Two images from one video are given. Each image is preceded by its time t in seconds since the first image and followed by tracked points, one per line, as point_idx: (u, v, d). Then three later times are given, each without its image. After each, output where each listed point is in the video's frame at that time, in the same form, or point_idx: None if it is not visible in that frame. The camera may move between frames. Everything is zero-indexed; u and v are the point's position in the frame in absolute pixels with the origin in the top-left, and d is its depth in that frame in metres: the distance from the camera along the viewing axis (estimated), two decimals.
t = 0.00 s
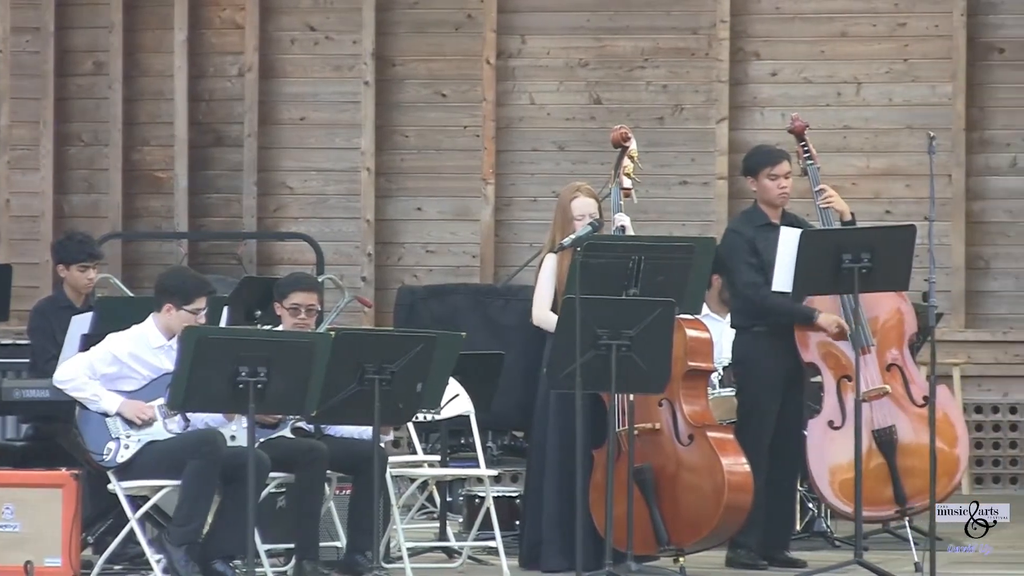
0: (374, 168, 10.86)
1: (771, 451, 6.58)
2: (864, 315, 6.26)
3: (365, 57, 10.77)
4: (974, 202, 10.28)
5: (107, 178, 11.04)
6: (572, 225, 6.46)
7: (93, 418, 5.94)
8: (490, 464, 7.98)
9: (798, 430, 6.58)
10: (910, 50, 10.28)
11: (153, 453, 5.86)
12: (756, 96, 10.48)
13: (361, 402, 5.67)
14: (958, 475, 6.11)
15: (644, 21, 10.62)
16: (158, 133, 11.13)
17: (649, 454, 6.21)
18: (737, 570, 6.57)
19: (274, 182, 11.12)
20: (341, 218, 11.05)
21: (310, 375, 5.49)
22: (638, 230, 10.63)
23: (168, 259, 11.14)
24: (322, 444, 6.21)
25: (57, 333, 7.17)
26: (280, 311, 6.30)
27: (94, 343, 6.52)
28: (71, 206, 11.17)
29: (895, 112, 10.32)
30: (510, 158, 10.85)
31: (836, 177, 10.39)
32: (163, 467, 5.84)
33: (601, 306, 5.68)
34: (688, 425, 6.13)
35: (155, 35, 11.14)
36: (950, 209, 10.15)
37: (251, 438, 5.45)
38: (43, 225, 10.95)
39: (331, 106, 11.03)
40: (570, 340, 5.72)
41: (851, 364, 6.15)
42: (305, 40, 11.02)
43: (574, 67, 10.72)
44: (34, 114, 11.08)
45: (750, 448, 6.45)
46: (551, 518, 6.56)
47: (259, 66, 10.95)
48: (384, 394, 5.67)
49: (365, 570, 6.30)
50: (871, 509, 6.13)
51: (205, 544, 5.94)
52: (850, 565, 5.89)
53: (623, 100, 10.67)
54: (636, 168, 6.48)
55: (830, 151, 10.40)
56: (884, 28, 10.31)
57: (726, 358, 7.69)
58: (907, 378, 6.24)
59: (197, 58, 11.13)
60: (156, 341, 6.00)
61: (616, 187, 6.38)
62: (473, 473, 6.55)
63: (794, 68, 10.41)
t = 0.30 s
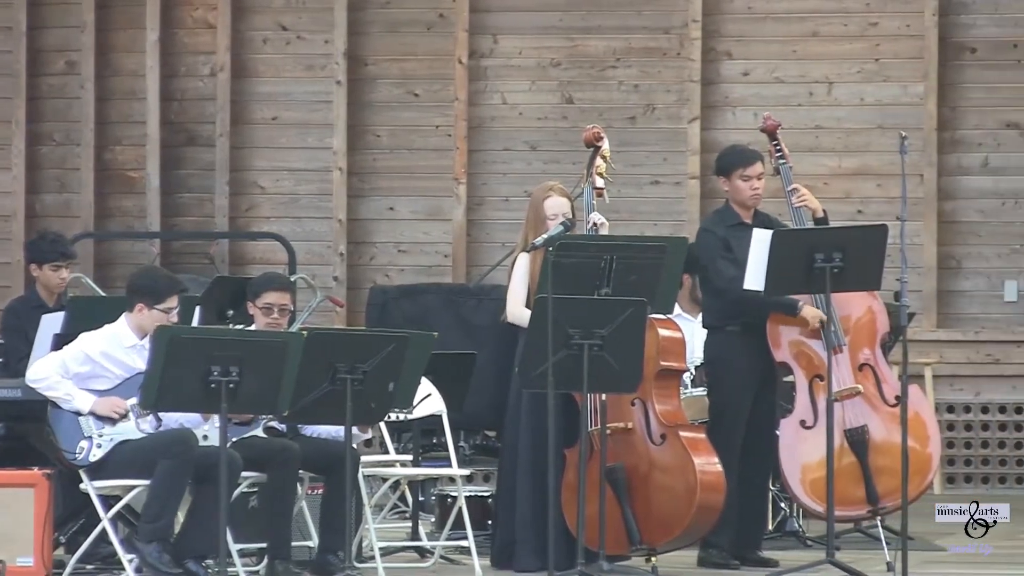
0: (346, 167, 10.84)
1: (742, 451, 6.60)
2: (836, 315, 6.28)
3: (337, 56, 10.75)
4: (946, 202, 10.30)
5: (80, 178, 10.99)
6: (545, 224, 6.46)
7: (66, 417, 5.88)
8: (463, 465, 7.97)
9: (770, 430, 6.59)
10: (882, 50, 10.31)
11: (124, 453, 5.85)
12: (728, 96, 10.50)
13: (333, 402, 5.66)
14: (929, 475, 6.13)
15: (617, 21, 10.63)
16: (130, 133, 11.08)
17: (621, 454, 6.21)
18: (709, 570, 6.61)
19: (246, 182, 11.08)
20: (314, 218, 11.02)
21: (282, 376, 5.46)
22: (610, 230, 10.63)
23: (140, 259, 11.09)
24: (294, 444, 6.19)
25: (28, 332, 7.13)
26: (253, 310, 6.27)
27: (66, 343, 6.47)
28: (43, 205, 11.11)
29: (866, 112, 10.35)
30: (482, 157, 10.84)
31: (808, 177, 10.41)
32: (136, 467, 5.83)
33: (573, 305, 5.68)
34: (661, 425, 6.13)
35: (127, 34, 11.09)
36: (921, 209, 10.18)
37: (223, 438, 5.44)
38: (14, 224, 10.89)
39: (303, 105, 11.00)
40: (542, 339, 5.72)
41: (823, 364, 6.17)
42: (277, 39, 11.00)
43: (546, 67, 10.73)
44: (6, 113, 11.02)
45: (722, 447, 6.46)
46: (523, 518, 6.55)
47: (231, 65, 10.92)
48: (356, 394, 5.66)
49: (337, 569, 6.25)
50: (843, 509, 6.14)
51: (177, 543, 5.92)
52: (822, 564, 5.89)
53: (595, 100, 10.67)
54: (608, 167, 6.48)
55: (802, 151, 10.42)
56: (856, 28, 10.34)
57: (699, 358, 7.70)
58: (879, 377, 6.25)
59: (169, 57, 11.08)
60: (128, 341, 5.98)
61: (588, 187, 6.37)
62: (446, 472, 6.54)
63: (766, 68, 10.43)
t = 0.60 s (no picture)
0: (317, 167, 10.81)
1: (714, 451, 6.61)
2: (807, 315, 6.31)
3: (307, 56, 10.72)
4: (916, 202, 10.33)
5: (50, 177, 10.92)
6: (516, 224, 6.45)
7: (37, 416, 5.82)
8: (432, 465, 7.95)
9: (740, 429, 6.61)
10: (853, 50, 10.34)
11: (94, 453, 5.80)
12: (698, 96, 10.52)
13: (304, 402, 5.64)
14: (899, 474, 6.14)
15: (587, 20, 10.63)
16: (101, 132, 11.03)
17: (592, 453, 6.21)
18: (679, 570, 6.61)
19: (217, 182, 11.04)
20: (284, 218, 10.98)
21: (254, 376, 5.45)
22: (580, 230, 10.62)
23: (110, 259, 11.04)
24: (265, 443, 6.16)
25: None
26: (224, 310, 6.25)
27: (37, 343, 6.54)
28: (14, 205, 11.04)
29: (837, 112, 10.38)
30: (453, 157, 10.83)
31: (778, 176, 10.42)
32: (106, 467, 5.78)
33: (543, 305, 5.68)
34: (632, 424, 6.13)
35: (99, 34, 11.04)
36: (892, 208, 10.21)
37: (194, 437, 5.42)
38: None
39: (274, 105, 10.97)
40: (512, 338, 5.72)
41: (793, 364, 6.18)
42: (247, 39, 10.97)
43: (516, 67, 10.73)
44: None
45: (693, 446, 6.48)
46: (492, 518, 6.55)
47: (202, 65, 10.88)
48: (326, 393, 5.65)
49: (306, 569, 6.28)
50: (813, 508, 6.15)
51: (146, 543, 5.90)
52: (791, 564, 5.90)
53: (565, 100, 10.68)
54: (579, 167, 6.48)
55: (772, 151, 10.44)
56: (826, 28, 10.37)
57: (669, 358, 7.71)
58: (849, 377, 6.27)
59: (140, 57, 11.04)
60: (100, 341, 5.94)
61: (559, 187, 6.38)
62: (416, 472, 6.51)
63: (736, 68, 10.45)
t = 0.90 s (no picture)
0: (278, 167, 10.77)
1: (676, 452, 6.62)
2: (769, 315, 6.33)
3: (268, 56, 10.68)
4: (877, 201, 10.36)
5: (11, 177, 10.83)
6: (477, 223, 6.44)
7: None
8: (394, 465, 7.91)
9: (701, 429, 6.62)
10: (813, 50, 10.37)
11: (57, 452, 5.75)
12: (659, 96, 10.54)
13: (265, 402, 5.62)
14: (861, 473, 6.17)
15: (549, 20, 10.64)
16: (63, 133, 10.95)
17: (552, 453, 6.21)
18: (641, 569, 6.62)
19: (178, 182, 10.98)
20: (245, 218, 10.93)
21: (216, 376, 5.42)
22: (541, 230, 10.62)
23: (71, 259, 10.96)
24: (226, 443, 6.12)
25: None
26: (185, 310, 6.21)
27: None
28: None
29: (798, 112, 10.41)
30: (415, 157, 10.81)
31: (740, 176, 10.44)
32: (67, 466, 5.74)
33: (504, 305, 5.67)
34: (593, 424, 6.14)
35: (60, 34, 10.96)
36: (853, 208, 10.24)
37: (155, 437, 5.37)
38: None
39: (235, 105, 10.92)
40: (474, 338, 5.70)
41: (755, 363, 6.20)
42: (209, 39, 10.92)
43: (477, 67, 10.72)
44: None
45: (654, 445, 6.49)
46: (454, 519, 6.53)
47: (163, 65, 10.82)
48: (288, 394, 5.62)
49: (268, 569, 6.23)
50: (775, 508, 6.17)
51: (108, 543, 5.83)
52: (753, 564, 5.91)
53: (527, 100, 10.68)
54: (540, 167, 6.47)
55: (734, 150, 10.46)
56: (787, 28, 10.40)
57: (630, 358, 7.71)
58: (811, 377, 6.29)
59: (101, 56, 10.97)
60: (61, 341, 5.90)
61: (520, 187, 6.37)
62: (378, 472, 6.48)
63: (697, 68, 10.47)
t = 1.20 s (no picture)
0: (243, 167, 10.73)
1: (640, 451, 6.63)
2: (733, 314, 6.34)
3: (233, 55, 10.64)
4: (842, 201, 10.39)
5: None
6: (441, 223, 6.43)
7: None
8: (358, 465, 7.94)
9: (665, 427, 6.63)
10: (778, 50, 10.39)
11: (21, 454, 5.72)
12: (623, 96, 10.55)
13: (229, 402, 5.59)
14: (824, 473, 6.20)
15: (513, 20, 10.63)
16: (27, 132, 10.87)
17: (516, 453, 6.20)
18: (605, 569, 6.61)
19: (142, 182, 10.93)
20: (210, 218, 10.88)
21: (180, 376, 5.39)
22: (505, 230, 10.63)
23: (36, 259, 10.88)
24: (190, 443, 6.10)
25: None
26: (150, 310, 6.17)
27: None
28: None
29: (763, 112, 10.42)
30: (380, 157, 10.78)
31: (705, 176, 10.47)
32: (31, 467, 5.70)
33: (468, 305, 5.66)
34: (558, 424, 6.14)
35: (24, 33, 10.89)
36: (817, 208, 10.26)
37: (120, 437, 5.35)
38: None
39: (200, 105, 10.87)
40: (438, 338, 5.68)
41: (719, 363, 6.22)
42: (173, 39, 10.86)
43: (442, 67, 10.71)
44: None
45: (619, 445, 6.49)
46: (418, 519, 6.52)
47: (128, 64, 10.77)
48: (251, 394, 5.59)
49: (233, 568, 6.21)
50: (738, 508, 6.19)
51: (72, 543, 5.84)
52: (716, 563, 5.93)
53: (491, 100, 10.67)
54: (504, 167, 6.47)
55: (698, 150, 10.48)
56: (752, 28, 10.41)
57: (594, 357, 7.70)
58: (775, 377, 6.31)
59: (66, 56, 10.90)
60: (25, 341, 5.85)
61: (485, 187, 6.36)
62: (343, 472, 6.45)
63: (662, 68, 10.49)
